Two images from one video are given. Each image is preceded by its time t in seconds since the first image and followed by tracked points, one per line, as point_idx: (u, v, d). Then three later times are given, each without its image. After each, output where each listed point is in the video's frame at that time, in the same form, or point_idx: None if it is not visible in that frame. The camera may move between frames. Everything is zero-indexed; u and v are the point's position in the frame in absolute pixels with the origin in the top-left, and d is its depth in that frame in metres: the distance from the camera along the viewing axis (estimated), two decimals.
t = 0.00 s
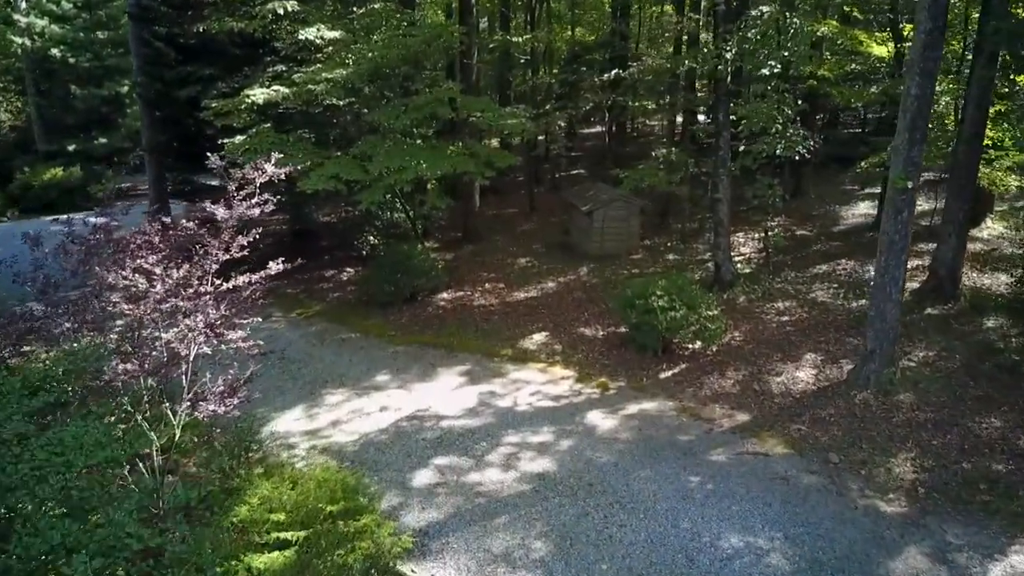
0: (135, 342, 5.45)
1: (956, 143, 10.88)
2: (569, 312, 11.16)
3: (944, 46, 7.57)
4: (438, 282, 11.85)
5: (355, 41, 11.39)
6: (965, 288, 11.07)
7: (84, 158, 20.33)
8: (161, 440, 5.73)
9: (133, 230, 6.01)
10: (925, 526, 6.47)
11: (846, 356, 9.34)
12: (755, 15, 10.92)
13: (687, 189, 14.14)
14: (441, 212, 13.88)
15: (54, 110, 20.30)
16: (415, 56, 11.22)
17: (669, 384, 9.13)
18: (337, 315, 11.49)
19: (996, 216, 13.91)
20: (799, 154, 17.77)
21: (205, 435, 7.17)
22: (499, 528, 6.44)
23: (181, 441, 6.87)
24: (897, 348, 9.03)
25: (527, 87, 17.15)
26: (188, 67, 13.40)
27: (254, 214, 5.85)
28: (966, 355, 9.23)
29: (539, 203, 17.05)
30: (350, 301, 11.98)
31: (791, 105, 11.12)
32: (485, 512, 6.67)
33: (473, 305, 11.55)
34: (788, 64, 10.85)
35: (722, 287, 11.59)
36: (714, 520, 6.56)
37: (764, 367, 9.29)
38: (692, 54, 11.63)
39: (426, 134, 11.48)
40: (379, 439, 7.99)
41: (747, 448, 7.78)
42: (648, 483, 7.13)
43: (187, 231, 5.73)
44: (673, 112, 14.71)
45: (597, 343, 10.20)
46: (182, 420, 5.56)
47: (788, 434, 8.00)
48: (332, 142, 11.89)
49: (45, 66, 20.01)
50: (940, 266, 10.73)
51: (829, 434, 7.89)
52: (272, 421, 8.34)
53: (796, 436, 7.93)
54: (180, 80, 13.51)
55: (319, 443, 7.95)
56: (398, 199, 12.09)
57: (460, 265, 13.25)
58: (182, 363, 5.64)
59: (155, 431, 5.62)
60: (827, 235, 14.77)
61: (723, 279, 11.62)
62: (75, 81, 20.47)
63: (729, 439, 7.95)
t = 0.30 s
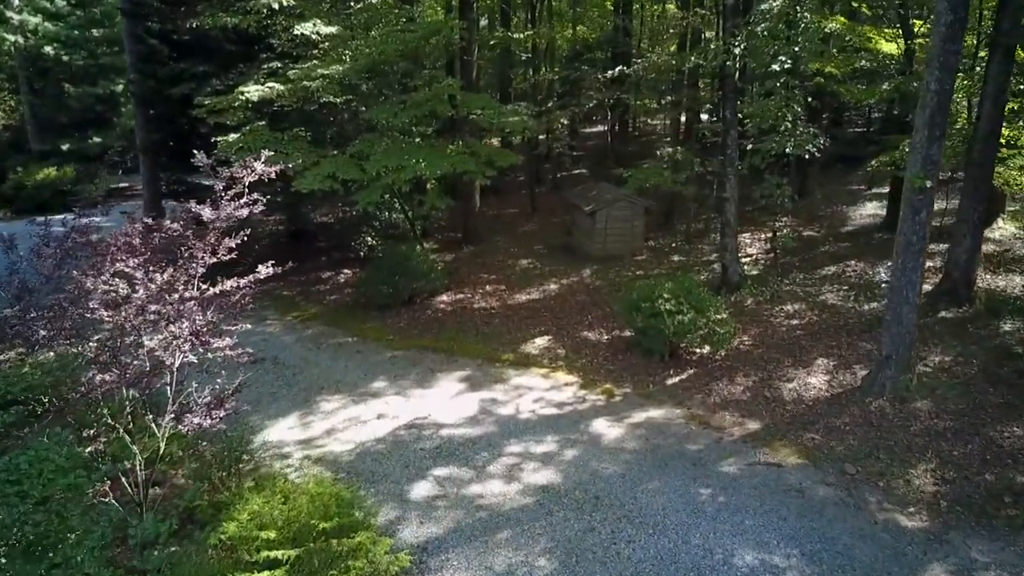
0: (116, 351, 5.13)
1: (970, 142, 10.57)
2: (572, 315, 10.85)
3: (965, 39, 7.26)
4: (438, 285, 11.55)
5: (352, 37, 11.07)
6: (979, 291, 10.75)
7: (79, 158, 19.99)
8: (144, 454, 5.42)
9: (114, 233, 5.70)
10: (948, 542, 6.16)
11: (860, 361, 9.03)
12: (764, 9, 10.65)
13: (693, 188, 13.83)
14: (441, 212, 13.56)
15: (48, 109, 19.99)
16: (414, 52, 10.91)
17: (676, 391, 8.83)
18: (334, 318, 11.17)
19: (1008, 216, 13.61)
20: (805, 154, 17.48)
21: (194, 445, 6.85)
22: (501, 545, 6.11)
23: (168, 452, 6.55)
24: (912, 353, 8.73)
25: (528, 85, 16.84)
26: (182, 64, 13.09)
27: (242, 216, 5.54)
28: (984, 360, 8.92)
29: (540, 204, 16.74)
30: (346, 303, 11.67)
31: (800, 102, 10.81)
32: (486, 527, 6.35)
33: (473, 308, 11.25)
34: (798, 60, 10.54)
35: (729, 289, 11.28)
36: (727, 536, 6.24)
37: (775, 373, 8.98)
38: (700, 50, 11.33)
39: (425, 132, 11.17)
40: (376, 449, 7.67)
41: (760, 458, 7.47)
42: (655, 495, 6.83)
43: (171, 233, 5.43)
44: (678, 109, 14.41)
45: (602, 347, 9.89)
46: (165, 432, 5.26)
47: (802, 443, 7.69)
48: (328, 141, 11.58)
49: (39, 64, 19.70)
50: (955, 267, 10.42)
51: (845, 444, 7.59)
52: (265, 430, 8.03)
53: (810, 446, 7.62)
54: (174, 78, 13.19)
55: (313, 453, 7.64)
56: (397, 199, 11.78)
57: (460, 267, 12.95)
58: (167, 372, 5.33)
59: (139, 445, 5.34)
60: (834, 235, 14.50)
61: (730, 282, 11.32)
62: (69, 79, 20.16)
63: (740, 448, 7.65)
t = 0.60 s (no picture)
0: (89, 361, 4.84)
1: (985, 140, 10.27)
2: (576, 318, 10.55)
3: (985, 32, 6.97)
4: (437, 287, 11.26)
5: (349, 32, 10.77)
6: (994, 293, 10.45)
7: (73, 157, 19.65)
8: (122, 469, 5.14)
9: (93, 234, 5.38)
10: (973, 559, 5.86)
11: (874, 367, 8.75)
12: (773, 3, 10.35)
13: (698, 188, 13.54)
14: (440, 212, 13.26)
15: (42, 108, 19.71)
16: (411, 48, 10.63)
17: (684, 397, 8.54)
18: (330, 321, 10.87)
19: (1020, 216, 13.31)
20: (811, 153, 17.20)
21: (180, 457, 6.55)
22: (504, 561, 5.79)
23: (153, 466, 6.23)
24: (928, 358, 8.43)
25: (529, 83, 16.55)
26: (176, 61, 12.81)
27: (229, 216, 5.24)
28: (1002, 365, 8.62)
29: (542, 203, 16.44)
30: (343, 306, 11.37)
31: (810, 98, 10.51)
32: (488, 541, 6.04)
33: (474, 311, 10.95)
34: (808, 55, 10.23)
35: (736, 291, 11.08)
36: (740, 552, 5.94)
37: (786, 379, 8.69)
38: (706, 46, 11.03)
39: (424, 130, 10.88)
40: (373, 458, 7.37)
41: (772, 468, 7.18)
42: (664, 508, 6.53)
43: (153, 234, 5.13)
44: (682, 107, 14.11)
45: (607, 351, 9.60)
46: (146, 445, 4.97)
47: (816, 453, 7.39)
48: (325, 139, 11.28)
49: (33, 62, 19.44)
50: (969, 269, 10.12)
51: (860, 453, 7.30)
52: (257, 438, 7.71)
53: (824, 455, 7.33)
54: (167, 75, 12.83)
55: (306, 462, 7.33)
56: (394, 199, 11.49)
57: (460, 268, 12.66)
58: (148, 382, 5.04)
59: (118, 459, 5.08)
60: (842, 235, 14.29)
61: (738, 283, 11.05)
62: (63, 78, 19.88)
63: (751, 458, 7.37)
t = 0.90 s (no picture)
0: (66, 371, 4.62)
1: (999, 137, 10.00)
2: (579, 321, 10.25)
3: (1008, 23, 6.69)
4: (436, 289, 10.97)
5: (346, 27, 10.48)
6: (1009, 295, 10.16)
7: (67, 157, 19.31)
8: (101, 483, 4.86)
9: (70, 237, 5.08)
10: None
11: (888, 372, 8.49)
12: None
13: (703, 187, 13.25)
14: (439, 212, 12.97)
15: (35, 106, 19.34)
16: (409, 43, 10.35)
17: (692, 404, 8.26)
18: (326, 324, 10.57)
19: None
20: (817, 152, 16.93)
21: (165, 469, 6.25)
22: None
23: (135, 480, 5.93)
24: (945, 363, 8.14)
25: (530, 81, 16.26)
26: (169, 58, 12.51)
27: (215, 217, 4.95)
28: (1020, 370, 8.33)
29: (543, 203, 16.15)
30: (340, 308, 11.08)
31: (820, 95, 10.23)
32: (489, 557, 5.73)
33: (474, 313, 10.66)
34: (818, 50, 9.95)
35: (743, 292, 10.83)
36: (754, 569, 5.64)
37: (797, 384, 8.42)
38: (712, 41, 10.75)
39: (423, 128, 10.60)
40: (369, 468, 7.07)
41: (784, 479, 6.89)
42: (674, 522, 6.23)
43: (133, 236, 4.83)
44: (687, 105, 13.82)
45: (611, 356, 9.31)
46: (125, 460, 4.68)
47: (830, 463, 7.11)
48: (321, 137, 10.99)
49: (26, 60, 19.09)
50: (983, 271, 9.83)
51: (876, 463, 7.01)
52: (249, 447, 7.40)
53: (839, 465, 7.05)
54: (160, 71, 12.43)
55: (299, 472, 7.02)
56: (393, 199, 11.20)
57: (460, 269, 12.38)
58: (127, 393, 4.76)
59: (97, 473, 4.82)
60: (850, 236, 14.02)
61: (746, 285, 10.85)
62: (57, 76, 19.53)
63: (762, 468, 7.08)
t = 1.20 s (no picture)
0: (35, 385, 4.30)
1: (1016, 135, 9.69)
2: (582, 325, 9.94)
3: None
4: (436, 291, 10.67)
5: (343, 21, 10.15)
6: None
7: (61, 156, 18.97)
8: (76, 501, 4.57)
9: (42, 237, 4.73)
10: None
11: (903, 378, 8.22)
12: None
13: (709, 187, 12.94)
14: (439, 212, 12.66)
15: (28, 105, 18.92)
16: (407, 38, 10.03)
17: (701, 412, 7.97)
18: (323, 327, 10.26)
19: None
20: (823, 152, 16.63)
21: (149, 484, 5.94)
22: None
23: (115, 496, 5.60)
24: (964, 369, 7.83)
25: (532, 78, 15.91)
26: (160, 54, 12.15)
27: (196, 217, 4.62)
28: None
29: (545, 203, 15.86)
30: (336, 311, 10.77)
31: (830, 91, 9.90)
32: None
33: (474, 316, 10.36)
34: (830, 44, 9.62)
35: (752, 295, 10.68)
36: None
37: (810, 392, 8.16)
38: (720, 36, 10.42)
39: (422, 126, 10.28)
40: (364, 480, 6.74)
41: (799, 492, 6.58)
42: (685, 538, 5.92)
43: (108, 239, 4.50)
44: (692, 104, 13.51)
45: (617, 361, 9.00)
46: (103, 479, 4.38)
47: (846, 475, 6.80)
48: (317, 136, 10.66)
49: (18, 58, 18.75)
50: (1000, 273, 9.52)
51: (895, 474, 6.71)
52: (239, 457, 7.07)
53: (856, 477, 6.75)
54: (150, 68, 12.01)
55: (291, 484, 6.70)
56: (391, 199, 10.89)
57: (460, 271, 12.07)
58: (106, 405, 4.50)
59: (72, 489, 4.55)
60: (858, 236, 13.72)
61: (756, 288, 10.68)
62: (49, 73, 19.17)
63: (775, 479, 6.78)
